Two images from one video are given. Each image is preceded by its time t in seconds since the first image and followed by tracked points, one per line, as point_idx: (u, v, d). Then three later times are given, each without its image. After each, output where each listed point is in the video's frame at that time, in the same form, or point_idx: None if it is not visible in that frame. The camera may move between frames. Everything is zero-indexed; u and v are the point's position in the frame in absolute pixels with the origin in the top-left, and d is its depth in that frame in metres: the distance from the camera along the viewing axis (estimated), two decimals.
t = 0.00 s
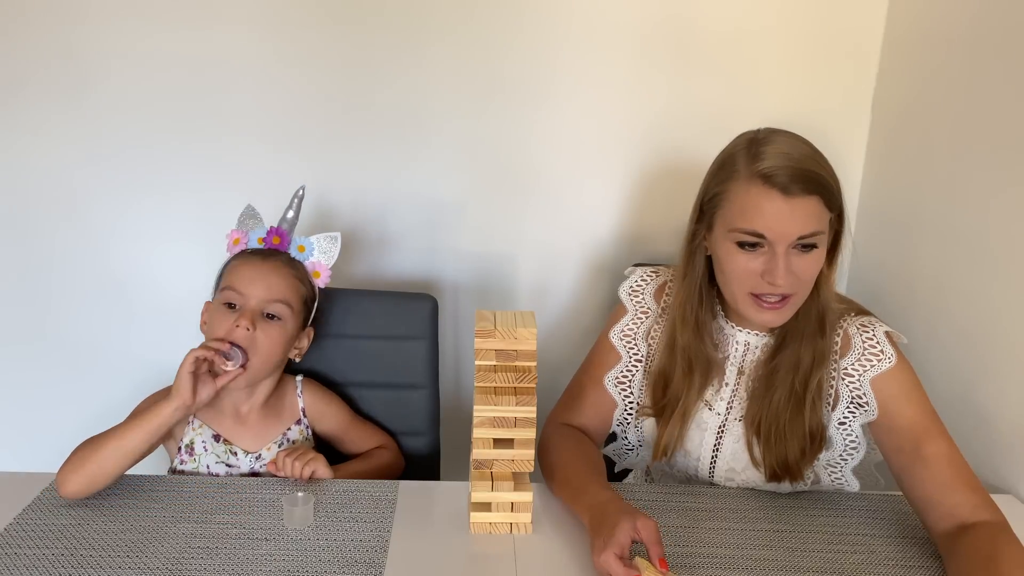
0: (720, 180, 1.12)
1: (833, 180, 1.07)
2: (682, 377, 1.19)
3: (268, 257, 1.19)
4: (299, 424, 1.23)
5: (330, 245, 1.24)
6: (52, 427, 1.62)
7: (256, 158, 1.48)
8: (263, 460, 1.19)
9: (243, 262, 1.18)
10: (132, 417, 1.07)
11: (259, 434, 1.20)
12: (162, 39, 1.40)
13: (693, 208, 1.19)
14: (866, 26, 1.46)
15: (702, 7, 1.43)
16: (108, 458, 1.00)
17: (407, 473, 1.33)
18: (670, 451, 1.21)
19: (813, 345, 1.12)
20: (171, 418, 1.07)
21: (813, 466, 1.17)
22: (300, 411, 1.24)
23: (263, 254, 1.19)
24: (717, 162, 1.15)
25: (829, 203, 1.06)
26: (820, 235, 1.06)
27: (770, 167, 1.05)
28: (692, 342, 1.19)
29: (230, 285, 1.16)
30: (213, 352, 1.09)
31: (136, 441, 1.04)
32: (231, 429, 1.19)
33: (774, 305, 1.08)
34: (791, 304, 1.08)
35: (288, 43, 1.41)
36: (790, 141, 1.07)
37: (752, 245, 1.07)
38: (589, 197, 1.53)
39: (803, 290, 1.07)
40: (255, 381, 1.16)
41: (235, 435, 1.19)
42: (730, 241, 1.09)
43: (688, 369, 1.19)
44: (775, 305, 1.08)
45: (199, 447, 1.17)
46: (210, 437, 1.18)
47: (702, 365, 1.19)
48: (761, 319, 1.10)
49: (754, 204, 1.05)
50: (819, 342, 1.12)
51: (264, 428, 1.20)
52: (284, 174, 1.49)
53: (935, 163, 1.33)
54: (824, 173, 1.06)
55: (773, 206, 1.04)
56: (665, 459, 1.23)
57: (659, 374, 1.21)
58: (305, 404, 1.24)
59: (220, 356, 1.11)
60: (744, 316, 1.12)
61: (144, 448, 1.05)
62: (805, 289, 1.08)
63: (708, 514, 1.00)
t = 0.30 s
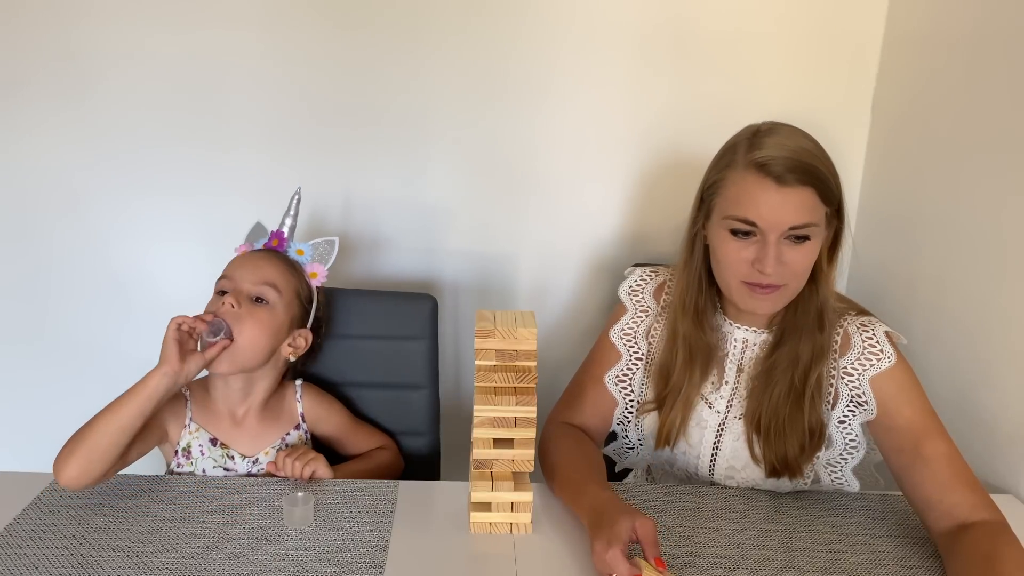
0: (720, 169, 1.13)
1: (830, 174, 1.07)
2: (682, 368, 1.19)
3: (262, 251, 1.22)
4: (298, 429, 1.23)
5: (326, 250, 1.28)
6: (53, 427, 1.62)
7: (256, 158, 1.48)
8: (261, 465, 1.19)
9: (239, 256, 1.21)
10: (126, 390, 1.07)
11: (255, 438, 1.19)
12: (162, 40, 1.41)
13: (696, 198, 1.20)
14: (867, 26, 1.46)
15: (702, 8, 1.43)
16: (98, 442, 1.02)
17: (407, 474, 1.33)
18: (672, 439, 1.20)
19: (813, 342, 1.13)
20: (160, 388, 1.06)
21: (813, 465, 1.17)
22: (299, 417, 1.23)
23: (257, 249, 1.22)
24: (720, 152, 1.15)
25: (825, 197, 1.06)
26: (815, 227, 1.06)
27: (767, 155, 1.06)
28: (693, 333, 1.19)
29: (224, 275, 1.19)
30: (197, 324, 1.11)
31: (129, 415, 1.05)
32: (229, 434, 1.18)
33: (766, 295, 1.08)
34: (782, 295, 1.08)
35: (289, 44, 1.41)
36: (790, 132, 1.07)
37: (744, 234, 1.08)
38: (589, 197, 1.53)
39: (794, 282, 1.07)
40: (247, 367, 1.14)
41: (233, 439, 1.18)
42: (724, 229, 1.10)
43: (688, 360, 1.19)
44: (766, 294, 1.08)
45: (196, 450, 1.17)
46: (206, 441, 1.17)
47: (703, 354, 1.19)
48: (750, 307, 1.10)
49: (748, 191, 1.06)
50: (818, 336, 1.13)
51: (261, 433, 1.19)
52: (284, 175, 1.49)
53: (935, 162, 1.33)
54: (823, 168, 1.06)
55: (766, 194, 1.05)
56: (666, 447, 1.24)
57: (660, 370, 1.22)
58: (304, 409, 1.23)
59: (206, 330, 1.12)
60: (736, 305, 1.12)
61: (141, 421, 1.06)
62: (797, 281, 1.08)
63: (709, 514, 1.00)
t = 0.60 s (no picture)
0: (720, 166, 1.13)
1: (829, 173, 1.07)
2: (682, 366, 1.19)
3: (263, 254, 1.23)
4: (298, 435, 1.22)
5: (329, 256, 1.28)
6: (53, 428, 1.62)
7: (258, 159, 1.48)
8: (257, 468, 1.18)
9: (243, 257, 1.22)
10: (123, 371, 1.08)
11: (251, 442, 1.19)
12: (162, 42, 1.41)
13: (696, 195, 1.20)
14: (867, 27, 1.46)
15: (702, 8, 1.43)
16: (94, 426, 1.05)
17: (407, 474, 1.33)
18: (671, 436, 1.20)
19: (812, 341, 1.13)
20: (155, 367, 1.07)
21: (813, 465, 1.17)
22: (298, 422, 1.22)
23: (260, 253, 1.23)
24: (720, 150, 1.15)
25: (823, 196, 1.06)
26: (812, 226, 1.06)
27: (766, 154, 1.06)
28: (693, 331, 1.19)
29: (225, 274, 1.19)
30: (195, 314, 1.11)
31: (124, 398, 1.06)
32: (226, 437, 1.18)
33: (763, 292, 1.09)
34: (779, 293, 1.08)
35: (289, 45, 1.41)
36: (789, 131, 1.07)
37: (742, 231, 1.08)
38: (589, 198, 1.53)
39: (792, 280, 1.07)
40: (243, 363, 1.14)
41: (230, 441, 1.18)
42: (722, 227, 1.10)
43: (688, 357, 1.19)
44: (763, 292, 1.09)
45: (191, 452, 1.17)
46: (202, 443, 1.17)
47: (702, 352, 1.19)
48: (748, 305, 1.10)
49: (747, 189, 1.06)
50: (818, 334, 1.13)
51: (256, 437, 1.19)
52: (284, 175, 1.49)
53: (937, 162, 1.32)
54: (822, 167, 1.06)
55: (764, 192, 1.05)
56: (664, 444, 1.24)
57: (659, 369, 1.22)
58: (304, 416, 1.23)
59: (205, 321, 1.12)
60: (734, 303, 1.12)
61: (138, 402, 1.07)
62: (795, 279, 1.08)
63: (708, 514, 0.99)
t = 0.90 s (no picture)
0: (720, 166, 1.13)
1: (829, 173, 1.07)
2: (682, 365, 1.19)
3: (263, 255, 1.23)
4: (298, 436, 1.22)
5: (328, 255, 1.27)
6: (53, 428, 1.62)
7: (258, 160, 1.48)
8: (256, 469, 1.18)
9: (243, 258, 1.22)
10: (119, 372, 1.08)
11: (250, 443, 1.18)
12: (163, 42, 1.41)
13: (696, 195, 1.20)
14: (867, 27, 1.46)
15: (702, 8, 1.43)
16: (90, 427, 1.05)
17: (407, 474, 1.33)
18: (671, 435, 1.20)
19: (812, 342, 1.13)
20: (152, 369, 1.07)
21: (813, 466, 1.17)
22: (298, 424, 1.22)
23: (259, 254, 1.23)
24: (721, 149, 1.15)
25: (823, 196, 1.06)
26: (811, 227, 1.06)
27: (766, 154, 1.06)
28: (693, 330, 1.19)
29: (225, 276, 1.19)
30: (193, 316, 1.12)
31: (121, 399, 1.06)
32: (225, 437, 1.18)
33: (762, 293, 1.09)
34: (778, 293, 1.08)
35: (290, 46, 1.41)
36: (790, 131, 1.07)
37: (742, 231, 1.08)
38: (589, 198, 1.53)
39: (790, 280, 1.07)
40: (242, 364, 1.14)
41: (229, 442, 1.18)
42: (721, 227, 1.10)
43: (688, 357, 1.19)
44: (762, 292, 1.09)
45: (191, 452, 1.17)
46: (202, 443, 1.17)
47: (702, 351, 1.19)
48: (748, 306, 1.10)
49: (747, 189, 1.06)
50: (818, 334, 1.13)
51: (255, 437, 1.19)
52: (284, 176, 1.49)
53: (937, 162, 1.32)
54: (822, 167, 1.06)
55: (764, 192, 1.05)
56: (664, 442, 1.23)
57: (659, 369, 1.22)
58: (304, 418, 1.23)
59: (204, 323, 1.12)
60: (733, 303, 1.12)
61: (135, 403, 1.07)
62: (793, 279, 1.08)
63: (708, 514, 0.99)
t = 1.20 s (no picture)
0: (720, 165, 1.13)
1: (830, 174, 1.07)
2: (682, 364, 1.19)
3: (262, 255, 1.23)
4: (298, 438, 1.21)
5: (329, 254, 1.27)
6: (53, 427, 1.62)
7: (258, 160, 1.48)
8: (255, 470, 1.18)
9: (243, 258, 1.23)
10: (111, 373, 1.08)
11: (248, 443, 1.18)
12: (163, 43, 1.41)
13: (696, 194, 1.21)
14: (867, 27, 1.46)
15: (702, 9, 1.43)
16: (82, 428, 1.05)
17: (407, 474, 1.33)
18: (671, 432, 1.20)
19: (811, 341, 1.13)
20: (142, 368, 1.07)
21: (813, 466, 1.17)
22: (298, 426, 1.22)
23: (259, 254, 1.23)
24: (723, 148, 1.15)
25: (823, 197, 1.06)
26: (810, 227, 1.06)
27: (767, 153, 1.06)
28: (693, 329, 1.19)
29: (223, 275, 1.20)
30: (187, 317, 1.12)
31: (112, 399, 1.06)
32: (224, 437, 1.18)
33: (761, 291, 1.08)
34: (778, 291, 1.08)
35: (290, 46, 1.41)
36: (791, 131, 1.07)
37: (741, 230, 1.08)
38: (589, 198, 1.53)
39: (789, 279, 1.07)
40: (238, 363, 1.14)
41: (228, 442, 1.18)
42: (720, 225, 1.10)
43: (688, 355, 1.19)
44: (761, 290, 1.09)
45: (190, 452, 1.17)
46: (201, 443, 1.17)
47: (702, 349, 1.19)
48: (746, 304, 1.10)
49: (747, 188, 1.06)
50: (817, 333, 1.13)
51: (253, 438, 1.18)
52: (283, 175, 1.49)
53: (937, 162, 1.32)
54: (822, 167, 1.06)
55: (763, 192, 1.05)
56: (664, 439, 1.23)
57: (659, 369, 1.22)
58: (304, 420, 1.22)
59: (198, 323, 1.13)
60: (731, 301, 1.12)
61: (127, 403, 1.07)
62: (791, 279, 1.08)
63: (708, 514, 0.99)
